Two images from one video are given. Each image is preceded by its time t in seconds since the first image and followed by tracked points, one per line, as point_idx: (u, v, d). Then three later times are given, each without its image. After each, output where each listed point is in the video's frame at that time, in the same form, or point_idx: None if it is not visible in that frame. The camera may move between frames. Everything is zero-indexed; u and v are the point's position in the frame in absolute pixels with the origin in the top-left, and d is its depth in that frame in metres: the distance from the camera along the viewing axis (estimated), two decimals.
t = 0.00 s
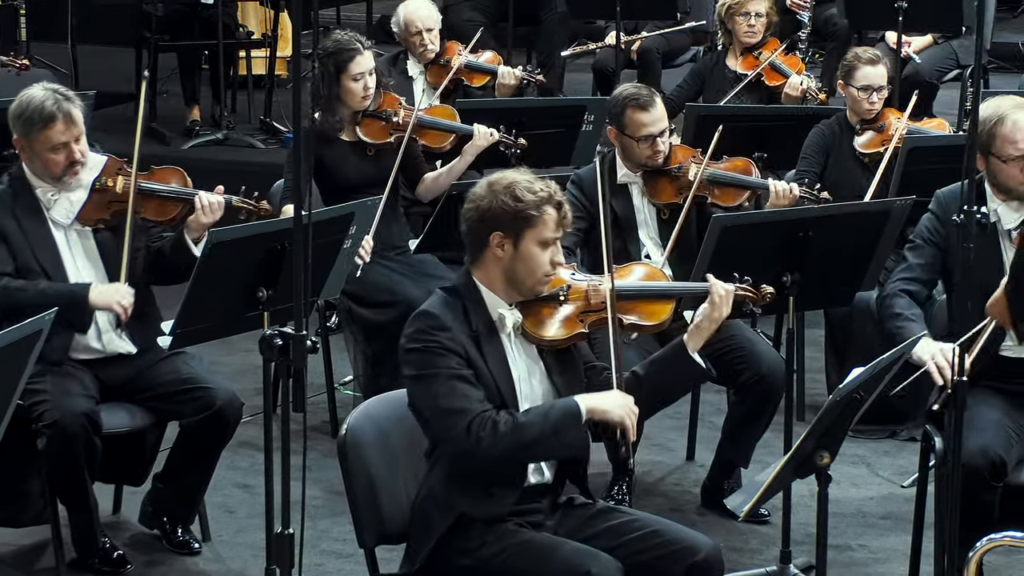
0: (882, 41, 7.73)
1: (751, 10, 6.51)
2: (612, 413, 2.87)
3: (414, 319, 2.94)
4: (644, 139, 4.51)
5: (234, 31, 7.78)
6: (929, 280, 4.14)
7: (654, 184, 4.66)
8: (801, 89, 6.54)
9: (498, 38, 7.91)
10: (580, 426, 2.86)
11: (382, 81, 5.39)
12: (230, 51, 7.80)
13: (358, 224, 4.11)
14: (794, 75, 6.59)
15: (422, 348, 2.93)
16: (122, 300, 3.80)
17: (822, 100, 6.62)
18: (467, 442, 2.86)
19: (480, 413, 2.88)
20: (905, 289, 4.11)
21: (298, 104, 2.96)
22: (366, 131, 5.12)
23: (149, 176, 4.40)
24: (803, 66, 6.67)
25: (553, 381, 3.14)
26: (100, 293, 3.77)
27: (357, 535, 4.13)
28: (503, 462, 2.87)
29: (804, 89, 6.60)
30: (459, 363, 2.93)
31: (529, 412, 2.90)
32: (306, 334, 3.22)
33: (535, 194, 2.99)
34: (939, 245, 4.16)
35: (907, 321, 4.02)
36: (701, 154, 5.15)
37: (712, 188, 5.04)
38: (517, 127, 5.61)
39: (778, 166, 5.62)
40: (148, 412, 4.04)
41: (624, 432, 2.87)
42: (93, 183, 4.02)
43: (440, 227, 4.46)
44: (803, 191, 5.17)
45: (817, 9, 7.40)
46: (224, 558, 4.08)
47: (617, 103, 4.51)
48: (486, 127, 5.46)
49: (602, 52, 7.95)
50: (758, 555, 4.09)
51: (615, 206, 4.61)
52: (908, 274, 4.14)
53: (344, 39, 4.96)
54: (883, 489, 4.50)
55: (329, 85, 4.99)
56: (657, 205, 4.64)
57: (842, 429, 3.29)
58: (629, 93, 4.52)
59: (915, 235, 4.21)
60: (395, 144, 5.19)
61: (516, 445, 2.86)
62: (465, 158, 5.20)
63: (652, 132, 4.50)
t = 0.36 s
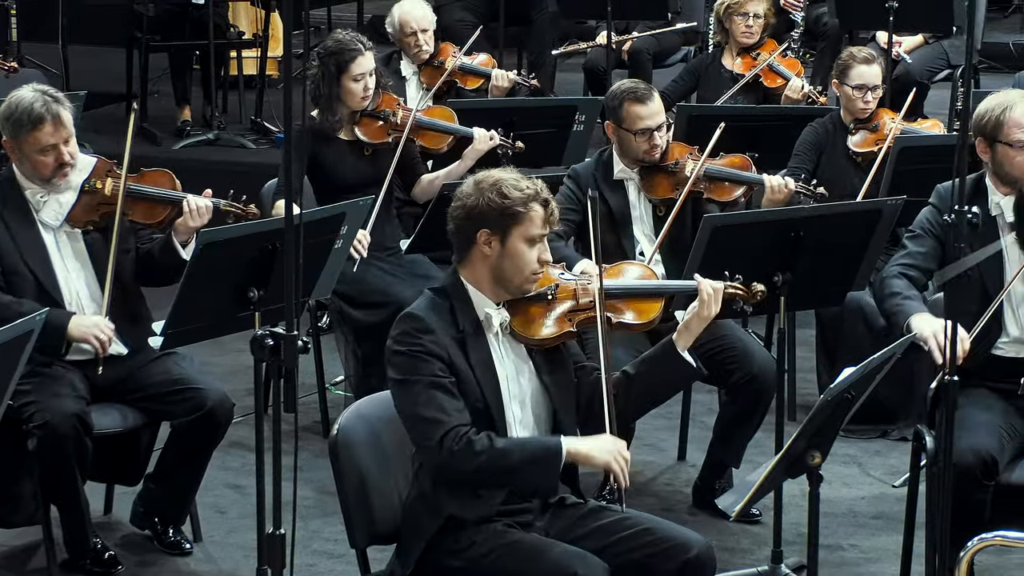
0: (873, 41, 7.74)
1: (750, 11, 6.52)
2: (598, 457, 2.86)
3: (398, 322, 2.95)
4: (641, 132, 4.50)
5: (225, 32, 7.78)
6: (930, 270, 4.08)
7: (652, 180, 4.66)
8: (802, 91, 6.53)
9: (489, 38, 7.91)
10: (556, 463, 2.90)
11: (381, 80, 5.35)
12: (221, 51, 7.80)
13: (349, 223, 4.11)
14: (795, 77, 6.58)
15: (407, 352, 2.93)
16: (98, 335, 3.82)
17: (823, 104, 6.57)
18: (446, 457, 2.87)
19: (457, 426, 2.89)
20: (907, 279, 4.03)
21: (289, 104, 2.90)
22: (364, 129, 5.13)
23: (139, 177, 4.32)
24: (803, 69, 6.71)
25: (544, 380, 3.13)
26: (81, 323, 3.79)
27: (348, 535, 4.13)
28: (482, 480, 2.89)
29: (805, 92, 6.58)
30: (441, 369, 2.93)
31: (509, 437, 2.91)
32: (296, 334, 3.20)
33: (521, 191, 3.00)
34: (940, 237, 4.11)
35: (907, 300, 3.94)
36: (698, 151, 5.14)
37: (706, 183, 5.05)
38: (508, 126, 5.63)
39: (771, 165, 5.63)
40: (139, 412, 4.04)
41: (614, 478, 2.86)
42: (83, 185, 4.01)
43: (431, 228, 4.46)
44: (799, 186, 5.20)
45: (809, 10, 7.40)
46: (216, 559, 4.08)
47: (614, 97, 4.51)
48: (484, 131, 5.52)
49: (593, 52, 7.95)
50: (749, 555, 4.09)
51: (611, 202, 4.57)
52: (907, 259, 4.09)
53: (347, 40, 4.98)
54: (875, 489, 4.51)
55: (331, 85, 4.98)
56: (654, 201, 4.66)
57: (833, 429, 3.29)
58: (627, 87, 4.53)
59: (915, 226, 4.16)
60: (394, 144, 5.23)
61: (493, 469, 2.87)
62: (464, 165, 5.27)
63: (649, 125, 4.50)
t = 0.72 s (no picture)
0: (864, 40, 7.75)
1: (742, 13, 6.52)
2: (584, 505, 2.82)
3: (400, 321, 2.95)
4: (647, 130, 4.52)
5: (216, 32, 7.77)
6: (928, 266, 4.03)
7: (653, 178, 4.66)
8: (796, 93, 6.58)
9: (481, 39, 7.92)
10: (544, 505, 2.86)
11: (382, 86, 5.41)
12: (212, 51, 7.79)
13: (340, 224, 4.13)
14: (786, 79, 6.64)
15: (406, 353, 2.93)
16: (87, 351, 3.83)
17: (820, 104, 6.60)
18: (435, 468, 2.87)
19: (452, 437, 2.88)
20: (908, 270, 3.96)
21: (280, 106, 2.87)
22: (370, 134, 5.15)
23: (136, 178, 4.40)
24: (795, 70, 6.74)
25: (543, 390, 3.12)
26: (71, 340, 3.80)
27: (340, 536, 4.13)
28: (468, 498, 2.88)
29: (800, 93, 6.63)
30: (439, 372, 2.93)
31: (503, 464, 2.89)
32: (288, 335, 3.20)
33: (537, 199, 2.98)
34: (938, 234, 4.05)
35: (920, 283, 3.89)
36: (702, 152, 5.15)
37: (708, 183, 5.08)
38: (497, 127, 5.61)
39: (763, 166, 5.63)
40: (131, 412, 4.04)
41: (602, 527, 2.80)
42: (81, 183, 4.03)
43: (423, 228, 4.46)
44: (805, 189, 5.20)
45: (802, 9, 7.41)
46: (207, 559, 4.08)
47: (621, 94, 4.53)
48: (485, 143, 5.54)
49: (585, 52, 7.95)
50: (740, 554, 4.09)
51: (613, 197, 4.60)
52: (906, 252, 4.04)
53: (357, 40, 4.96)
54: (866, 489, 4.51)
55: (336, 83, 4.95)
56: (655, 200, 4.64)
57: (825, 430, 3.30)
58: (633, 85, 4.55)
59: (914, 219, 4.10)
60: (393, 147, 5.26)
61: (480, 490, 2.86)
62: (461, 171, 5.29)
63: (655, 122, 4.51)
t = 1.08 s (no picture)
0: (857, 40, 7.76)
1: (730, 12, 6.48)
2: (584, 539, 2.86)
3: (422, 311, 2.96)
4: (644, 132, 4.52)
5: (209, 33, 7.77)
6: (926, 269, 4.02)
7: (650, 179, 4.67)
8: (786, 93, 6.49)
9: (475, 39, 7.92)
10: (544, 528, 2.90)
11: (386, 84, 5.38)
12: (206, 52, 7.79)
13: (335, 225, 4.10)
14: (776, 78, 6.57)
15: (425, 343, 2.94)
16: (79, 361, 3.81)
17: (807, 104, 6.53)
18: (446, 463, 2.89)
19: (467, 435, 2.90)
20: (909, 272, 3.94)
21: (274, 106, 2.88)
22: (376, 134, 5.15)
23: (147, 179, 4.47)
24: (784, 69, 6.72)
25: (544, 398, 3.11)
26: (61, 350, 3.78)
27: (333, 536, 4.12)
28: (475, 504, 2.91)
29: (789, 91, 6.55)
30: (458, 366, 2.94)
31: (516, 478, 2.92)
32: (282, 335, 3.19)
33: (563, 207, 3.00)
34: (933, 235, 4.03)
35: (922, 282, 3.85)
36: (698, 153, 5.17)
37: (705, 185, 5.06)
38: (493, 127, 5.62)
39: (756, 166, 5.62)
40: (123, 412, 4.03)
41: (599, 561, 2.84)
42: (89, 181, 4.04)
43: (417, 228, 4.45)
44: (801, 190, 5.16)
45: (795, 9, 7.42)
46: (200, 560, 4.08)
47: (619, 95, 4.56)
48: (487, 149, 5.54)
49: (578, 52, 7.96)
50: (733, 554, 4.10)
51: (610, 197, 4.60)
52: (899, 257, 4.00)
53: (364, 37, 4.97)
54: (859, 488, 4.51)
55: (342, 79, 4.96)
56: (650, 201, 4.65)
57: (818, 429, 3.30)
58: (631, 87, 4.58)
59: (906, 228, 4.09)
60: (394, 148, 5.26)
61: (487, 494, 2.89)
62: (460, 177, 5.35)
63: (652, 124, 4.51)
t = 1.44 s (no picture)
0: (850, 40, 7.76)
1: (716, 10, 6.48)
2: (625, 486, 2.91)
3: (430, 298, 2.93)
4: (627, 133, 4.50)
5: (203, 33, 7.76)
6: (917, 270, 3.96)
7: (636, 180, 4.69)
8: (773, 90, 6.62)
9: (468, 39, 7.92)
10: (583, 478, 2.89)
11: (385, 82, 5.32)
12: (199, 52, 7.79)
13: (328, 225, 4.13)
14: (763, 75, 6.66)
15: (435, 329, 2.91)
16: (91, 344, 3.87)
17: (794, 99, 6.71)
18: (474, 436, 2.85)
19: (490, 407, 2.87)
20: (900, 271, 3.90)
21: (268, 106, 2.87)
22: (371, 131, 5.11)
23: (168, 182, 4.51)
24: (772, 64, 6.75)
25: (542, 385, 3.11)
26: (75, 331, 3.84)
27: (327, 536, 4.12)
28: (507, 468, 2.88)
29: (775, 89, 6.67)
30: (471, 349, 2.92)
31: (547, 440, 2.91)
32: (275, 335, 3.18)
33: (544, 193, 3.00)
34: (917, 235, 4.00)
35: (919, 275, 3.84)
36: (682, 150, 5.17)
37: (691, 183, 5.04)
38: (487, 127, 5.61)
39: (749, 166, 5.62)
40: (116, 412, 4.03)
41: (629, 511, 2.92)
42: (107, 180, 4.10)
43: (411, 228, 4.45)
44: (786, 186, 5.21)
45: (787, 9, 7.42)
46: (194, 560, 4.07)
47: (599, 96, 4.51)
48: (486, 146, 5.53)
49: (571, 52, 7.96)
50: (727, 554, 4.10)
51: (595, 199, 4.58)
52: (892, 258, 3.97)
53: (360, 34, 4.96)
54: (853, 488, 4.51)
55: (343, 74, 4.94)
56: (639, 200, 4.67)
57: (812, 428, 3.30)
58: (611, 87, 4.53)
59: (891, 227, 4.05)
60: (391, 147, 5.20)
61: (521, 459, 2.86)
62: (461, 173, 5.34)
63: (634, 125, 4.50)
